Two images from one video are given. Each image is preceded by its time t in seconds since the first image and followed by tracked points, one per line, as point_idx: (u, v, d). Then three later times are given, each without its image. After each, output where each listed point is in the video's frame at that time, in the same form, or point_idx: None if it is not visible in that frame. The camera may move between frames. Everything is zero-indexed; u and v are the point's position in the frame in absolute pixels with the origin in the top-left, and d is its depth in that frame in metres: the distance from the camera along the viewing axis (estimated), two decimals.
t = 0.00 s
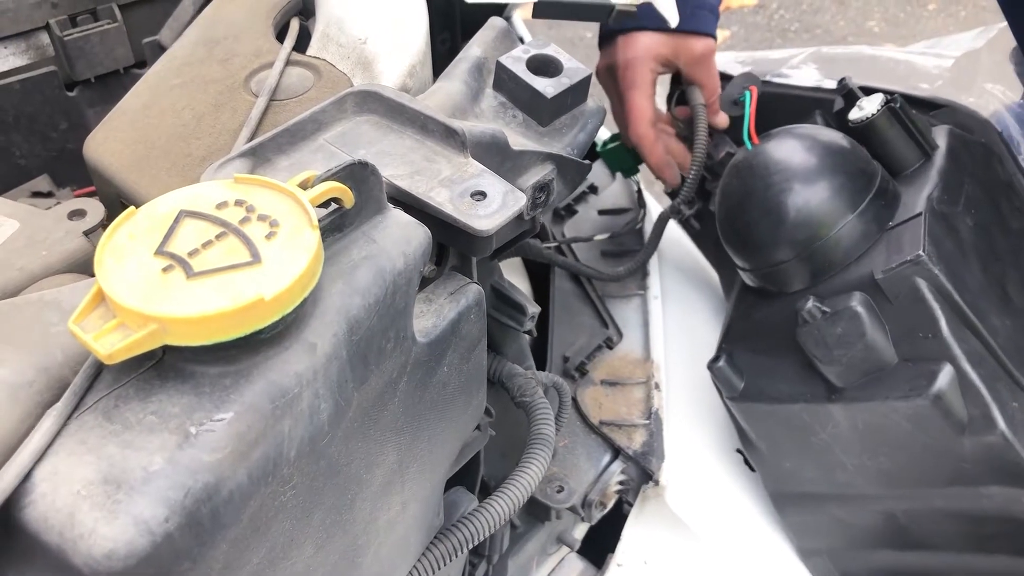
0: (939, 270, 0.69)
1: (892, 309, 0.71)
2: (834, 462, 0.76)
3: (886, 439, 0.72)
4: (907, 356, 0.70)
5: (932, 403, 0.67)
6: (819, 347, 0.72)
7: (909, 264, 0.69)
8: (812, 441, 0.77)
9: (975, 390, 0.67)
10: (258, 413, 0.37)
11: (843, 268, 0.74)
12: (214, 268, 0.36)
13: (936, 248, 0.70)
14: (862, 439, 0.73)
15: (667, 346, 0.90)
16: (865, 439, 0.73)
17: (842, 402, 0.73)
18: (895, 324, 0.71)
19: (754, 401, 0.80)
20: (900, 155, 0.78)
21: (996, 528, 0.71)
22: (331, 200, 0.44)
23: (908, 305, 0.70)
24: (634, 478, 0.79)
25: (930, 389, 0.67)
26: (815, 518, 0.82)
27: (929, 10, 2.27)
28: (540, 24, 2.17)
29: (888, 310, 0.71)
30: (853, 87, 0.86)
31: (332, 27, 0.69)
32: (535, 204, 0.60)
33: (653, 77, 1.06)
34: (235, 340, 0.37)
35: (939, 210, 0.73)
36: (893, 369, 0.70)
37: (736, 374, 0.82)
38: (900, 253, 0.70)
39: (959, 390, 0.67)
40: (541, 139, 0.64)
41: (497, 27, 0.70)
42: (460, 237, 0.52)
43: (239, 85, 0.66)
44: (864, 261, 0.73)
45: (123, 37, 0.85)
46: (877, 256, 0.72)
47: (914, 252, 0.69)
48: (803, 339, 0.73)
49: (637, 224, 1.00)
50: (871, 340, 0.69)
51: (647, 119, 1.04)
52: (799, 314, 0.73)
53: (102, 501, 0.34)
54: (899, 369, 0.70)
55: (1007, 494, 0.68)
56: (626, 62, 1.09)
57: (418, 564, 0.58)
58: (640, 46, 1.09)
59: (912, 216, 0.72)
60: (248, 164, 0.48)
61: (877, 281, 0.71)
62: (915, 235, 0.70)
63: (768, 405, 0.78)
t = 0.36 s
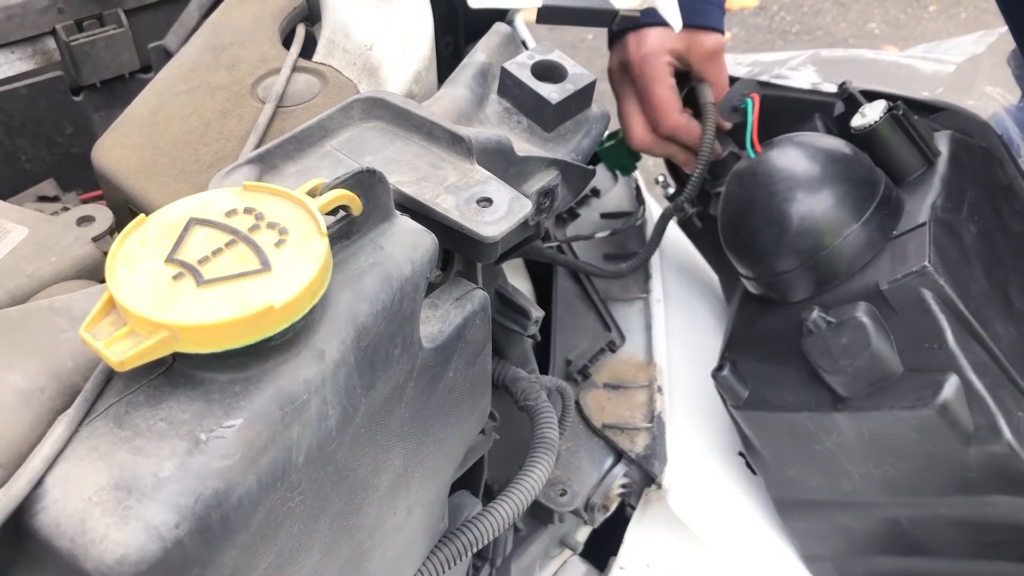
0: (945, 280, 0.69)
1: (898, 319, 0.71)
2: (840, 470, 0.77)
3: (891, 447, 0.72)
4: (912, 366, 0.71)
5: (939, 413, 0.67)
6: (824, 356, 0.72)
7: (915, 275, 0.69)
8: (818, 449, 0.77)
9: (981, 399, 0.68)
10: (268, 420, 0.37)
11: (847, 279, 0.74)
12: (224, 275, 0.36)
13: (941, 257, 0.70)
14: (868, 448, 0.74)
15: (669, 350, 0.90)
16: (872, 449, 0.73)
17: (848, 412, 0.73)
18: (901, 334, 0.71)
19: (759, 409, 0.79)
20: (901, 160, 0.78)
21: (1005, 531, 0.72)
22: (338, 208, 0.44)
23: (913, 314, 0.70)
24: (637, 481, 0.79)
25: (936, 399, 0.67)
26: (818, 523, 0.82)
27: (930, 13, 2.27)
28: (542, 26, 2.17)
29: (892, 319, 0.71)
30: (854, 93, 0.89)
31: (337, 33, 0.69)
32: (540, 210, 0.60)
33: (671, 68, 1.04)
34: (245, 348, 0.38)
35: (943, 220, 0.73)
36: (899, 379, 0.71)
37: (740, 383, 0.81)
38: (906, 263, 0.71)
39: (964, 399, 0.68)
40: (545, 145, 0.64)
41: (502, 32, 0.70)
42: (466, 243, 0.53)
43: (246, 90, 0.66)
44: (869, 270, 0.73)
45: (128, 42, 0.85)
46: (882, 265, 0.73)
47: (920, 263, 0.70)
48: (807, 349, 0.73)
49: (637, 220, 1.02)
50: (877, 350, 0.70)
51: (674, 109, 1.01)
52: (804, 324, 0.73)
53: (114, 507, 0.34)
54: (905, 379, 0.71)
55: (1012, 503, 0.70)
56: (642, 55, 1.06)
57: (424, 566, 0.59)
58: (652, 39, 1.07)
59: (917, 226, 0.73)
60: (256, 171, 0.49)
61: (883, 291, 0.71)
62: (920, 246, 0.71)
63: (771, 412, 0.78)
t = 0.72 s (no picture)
0: (937, 274, 0.69)
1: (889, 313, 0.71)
2: (834, 464, 0.77)
3: (885, 443, 0.72)
4: (904, 360, 0.71)
5: (930, 406, 0.67)
6: (818, 351, 0.72)
7: (907, 268, 0.69)
8: (812, 444, 0.77)
9: (972, 393, 0.68)
10: (267, 416, 0.38)
11: (841, 273, 0.74)
12: (225, 272, 0.37)
13: (933, 251, 0.70)
14: (861, 441, 0.74)
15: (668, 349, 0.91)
16: (866, 444, 0.73)
17: (840, 406, 0.73)
18: (891, 328, 0.71)
19: (752, 404, 0.80)
20: (894, 157, 0.78)
21: (998, 527, 0.72)
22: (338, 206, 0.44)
23: (904, 309, 0.70)
24: (637, 480, 0.79)
25: (927, 392, 0.67)
26: (817, 522, 0.82)
27: (931, 14, 2.28)
28: (542, 27, 2.17)
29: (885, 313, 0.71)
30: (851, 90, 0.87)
31: (337, 33, 0.70)
32: (539, 209, 0.61)
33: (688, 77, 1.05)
34: (244, 345, 0.38)
35: (936, 215, 0.73)
36: (890, 373, 0.71)
37: (733, 377, 0.82)
38: (898, 256, 0.71)
39: (956, 393, 0.68)
40: (545, 144, 0.64)
41: (501, 32, 0.71)
42: (465, 242, 0.53)
43: (247, 90, 0.66)
44: (862, 265, 0.73)
45: (129, 42, 0.85)
46: (874, 260, 0.73)
47: (911, 257, 0.70)
48: (802, 344, 0.73)
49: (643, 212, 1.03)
50: (868, 344, 0.69)
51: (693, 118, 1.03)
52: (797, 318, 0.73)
53: (114, 502, 0.34)
54: (896, 373, 0.71)
55: (1004, 497, 0.70)
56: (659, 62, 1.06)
57: (423, 565, 0.59)
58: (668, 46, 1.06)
59: (909, 220, 0.72)
60: (256, 169, 0.49)
61: (873, 285, 0.71)
62: (913, 240, 0.71)
63: (765, 408, 0.78)
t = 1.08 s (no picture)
0: (922, 260, 0.70)
1: (877, 300, 0.72)
2: (827, 454, 0.77)
3: (875, 430, 0.73)
4: (891, 346, 0.71)
5: (918, 391, 0.67)
6: (808, 339, 0.73)
7: (892, 255, 0.70)
8: (805, 434, 0.78)
9: (960, 377, 0.68)
10: (275, 409, 0.38)
11: (829, 263, 0.75)
12: (232, 268, 0.37)
13: (918, 239, 0.70)
14: (851, 429, 0.74)
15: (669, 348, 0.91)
16: (854, 429, 0.74)
17: (831, 393, 0.74)
18: (879, 315, 0.71)
19: (747, 395, 0.80)
20: (884, 151, 0.79)
21: (989, 516, 0.72)
22: (344, 204, 0.45)
23: (891, 295, 0.71)
24: (638, 478, 0.80)
25: (915, 377, 0.68)
26: (810, 511, 0.82)
27: (931, 14, 2.29)
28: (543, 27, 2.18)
29: (872, 300, 0.72)
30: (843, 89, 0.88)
31: (342, 33, 0.70)
32: (541, 207, 0.61)
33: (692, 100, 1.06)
34: (253, 340, 0.38)
35: (923, 204, 0.73)
36: (879, 360, 0.71)
37: (727, 368, 0.83)
38: (884, 243, 0.71)
39: (944, 377, 0.68)
40: (547, 144, 0.65)
41: (504, 32, 0.71)
42: (469, 239, 0.53)
43: (252, 89, 0.67)
44: (851, 253, 0.74)
45: (135, 42, 0.86)
46: (863, 249, 0.73)
47: (897, 243, 0.70)
48: (792, 332, 0.74)
49: (643, 225, 1.02)
50: (857, 331, 0.70)
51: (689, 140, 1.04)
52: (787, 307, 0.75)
53: (126, 493, 0.35)
54: (885, 359, 0.71)
55: (994, 482, 0.69)
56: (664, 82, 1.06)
57: (425, 561, 0.59)
58: (675, 69, 1.08)
59: (896, 210, 0.73)
60: (262, 167, 0.50)
61: (861, 272, 0.72)
62: (898, 228, 0.71)
63: (761, 399, 0.79)
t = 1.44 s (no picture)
0: (922, 264, 0.70)
1: (878, 305, 0.71)
2: (830, 459, 0.77)
3: (878, 433, 0.72)
4: (893, 351, 0.71)
5: (920, 396, 0.67)
6: (809, 345, 0.73)
7: (892, 260, 0.70)
8: (807, 439, 0.78)
9: (961, 380, 0.68)
10: (282, 415, 0.38)
11: (829, 268, 0.75)
12: (241, 274, 0.38)
13: (918, 242, 0.71)
14: (855, 435, 0.74)
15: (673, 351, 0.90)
16: (857, 436, 0.74)
17: (834, 400, 0.74)
18: (881, 320, 0.71)
19: (749, 400, 0.80)
20: (881, 156, 0.79)
21: (993, 518, 0.72)
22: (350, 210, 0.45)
23: (892, 300, 0.71)
24: (641, 481, 0.80)
25: (918, 382, 0.67)
26: (812, 518, 0.82)
27: (933, 17, 2.29)
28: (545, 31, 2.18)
29: (873, 306, 0.72)
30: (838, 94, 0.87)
31: (347, 38, 0.70)
32: (546, 212, 0.61)
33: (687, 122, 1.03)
34: (261, 345, 0.39)
35: (921, 207, 0.74)
36: (881, 365, 0.71)
37: (728, 375, 0.83)
38: (884, 249, 0.71)
39: (946, 382, 0.68)
40: (552, 148, 0.65)
41: (508, 37, 0.72)
42: (474, 244, 0.54)
43: (259, 94, 0.67)
44: (851, 259, 0.74)
45: (140, 47, 0.86)
46: (863, 255, 0.73)
47: (897, 248, 0.70)
48: (794, 339, 0.74)
49: (648, 231, 1.01)
50: (859, 337, 0.70)
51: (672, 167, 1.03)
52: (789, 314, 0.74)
53: (135, 498, 0.35)
54: (887, 364, 0.71)
55: (998, 485, 0.69)
56: (659, 103, 1.04)
57: (430, 563, 0.59)
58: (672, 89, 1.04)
59: (895, 215, 0.73)
60: (269, 173, 0.50)
61: (862, 278, 0.72)
62: (898, 232, 0.71)
63: (763, 405, 0.79)
